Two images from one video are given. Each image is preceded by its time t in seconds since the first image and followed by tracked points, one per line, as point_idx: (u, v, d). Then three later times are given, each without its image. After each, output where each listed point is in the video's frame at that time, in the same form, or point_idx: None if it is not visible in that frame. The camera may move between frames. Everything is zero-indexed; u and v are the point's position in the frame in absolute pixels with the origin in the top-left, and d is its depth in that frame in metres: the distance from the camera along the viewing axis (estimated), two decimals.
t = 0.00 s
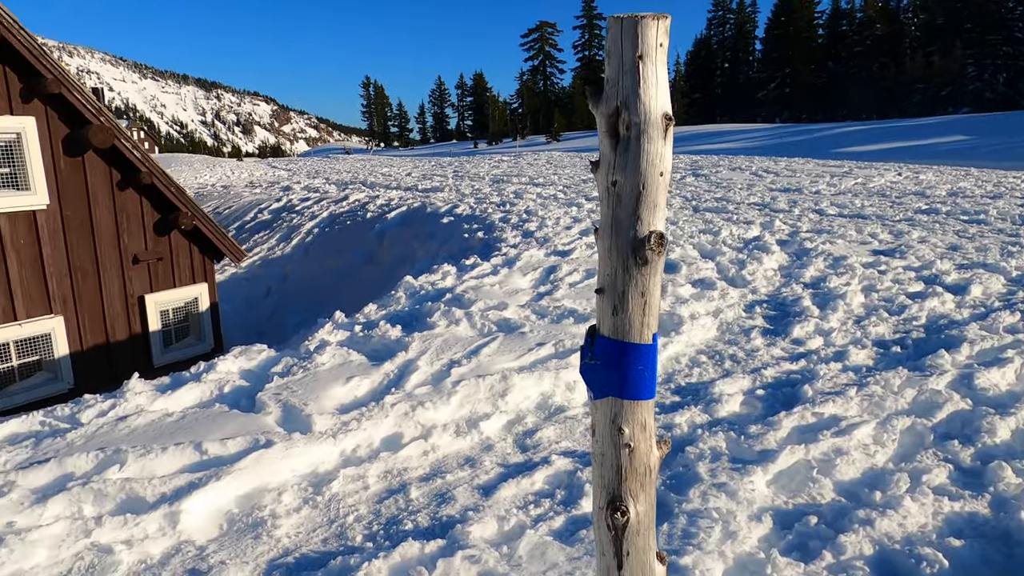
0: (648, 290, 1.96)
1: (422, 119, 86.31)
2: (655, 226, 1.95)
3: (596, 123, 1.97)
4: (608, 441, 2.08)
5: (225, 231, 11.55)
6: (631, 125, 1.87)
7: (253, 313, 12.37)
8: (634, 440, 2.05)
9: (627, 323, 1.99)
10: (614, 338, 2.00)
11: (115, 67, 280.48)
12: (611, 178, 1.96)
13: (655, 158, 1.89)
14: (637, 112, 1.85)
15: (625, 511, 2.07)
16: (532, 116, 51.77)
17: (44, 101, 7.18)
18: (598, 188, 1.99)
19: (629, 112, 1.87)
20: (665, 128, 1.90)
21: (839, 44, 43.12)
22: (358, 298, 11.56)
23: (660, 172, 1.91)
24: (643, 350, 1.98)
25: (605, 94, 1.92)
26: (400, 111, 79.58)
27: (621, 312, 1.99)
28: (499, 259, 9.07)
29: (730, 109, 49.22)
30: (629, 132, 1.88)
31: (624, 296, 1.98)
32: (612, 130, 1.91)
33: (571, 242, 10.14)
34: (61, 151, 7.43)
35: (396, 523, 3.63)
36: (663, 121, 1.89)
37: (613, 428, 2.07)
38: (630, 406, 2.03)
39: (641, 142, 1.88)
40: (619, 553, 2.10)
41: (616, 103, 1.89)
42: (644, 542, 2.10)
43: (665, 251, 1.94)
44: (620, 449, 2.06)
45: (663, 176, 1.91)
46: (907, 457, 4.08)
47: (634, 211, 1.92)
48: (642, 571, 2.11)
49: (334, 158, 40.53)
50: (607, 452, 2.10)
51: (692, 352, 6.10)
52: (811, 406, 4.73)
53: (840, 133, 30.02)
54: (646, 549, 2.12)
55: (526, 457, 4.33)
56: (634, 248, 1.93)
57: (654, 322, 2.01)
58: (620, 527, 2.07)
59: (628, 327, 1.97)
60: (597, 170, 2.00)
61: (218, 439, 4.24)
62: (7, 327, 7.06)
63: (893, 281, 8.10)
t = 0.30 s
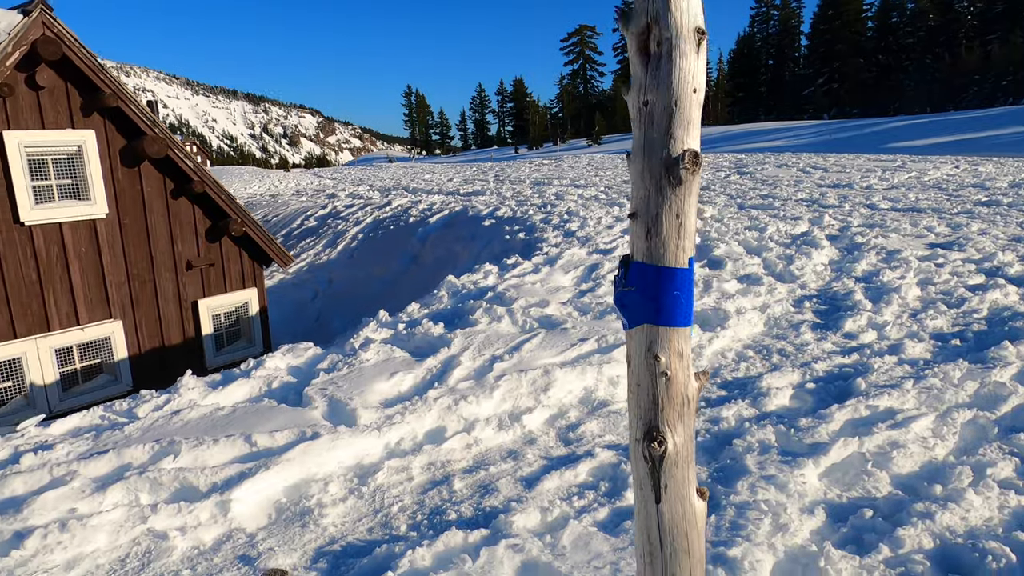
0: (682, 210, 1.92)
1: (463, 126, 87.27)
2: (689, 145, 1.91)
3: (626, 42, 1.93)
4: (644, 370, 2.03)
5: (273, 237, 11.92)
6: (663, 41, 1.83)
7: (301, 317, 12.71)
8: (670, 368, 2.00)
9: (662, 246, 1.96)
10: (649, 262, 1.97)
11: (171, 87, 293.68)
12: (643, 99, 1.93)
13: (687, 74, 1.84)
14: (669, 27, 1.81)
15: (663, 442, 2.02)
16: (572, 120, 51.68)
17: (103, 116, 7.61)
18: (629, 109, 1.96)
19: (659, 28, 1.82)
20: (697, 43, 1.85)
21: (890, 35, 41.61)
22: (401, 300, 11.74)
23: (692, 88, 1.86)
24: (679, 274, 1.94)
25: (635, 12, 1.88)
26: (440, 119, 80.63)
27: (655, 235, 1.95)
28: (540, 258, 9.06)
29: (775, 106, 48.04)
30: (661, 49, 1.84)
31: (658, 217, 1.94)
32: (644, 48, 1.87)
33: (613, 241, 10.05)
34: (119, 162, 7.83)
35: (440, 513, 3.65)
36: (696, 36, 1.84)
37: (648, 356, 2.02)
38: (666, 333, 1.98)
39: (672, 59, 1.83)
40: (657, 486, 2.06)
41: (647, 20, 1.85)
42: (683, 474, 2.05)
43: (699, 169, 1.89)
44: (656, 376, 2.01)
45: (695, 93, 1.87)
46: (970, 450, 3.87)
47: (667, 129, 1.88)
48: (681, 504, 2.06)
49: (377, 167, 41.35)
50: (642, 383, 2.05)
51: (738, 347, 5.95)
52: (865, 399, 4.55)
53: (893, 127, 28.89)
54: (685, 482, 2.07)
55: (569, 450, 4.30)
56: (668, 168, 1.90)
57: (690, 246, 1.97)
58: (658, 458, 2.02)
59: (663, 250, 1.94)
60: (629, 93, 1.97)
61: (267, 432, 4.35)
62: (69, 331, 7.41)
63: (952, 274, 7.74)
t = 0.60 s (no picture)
0: (741, 118, 1.86)
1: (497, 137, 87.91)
2: (748, 51, 1.84)
3: None
4: (701, 291, 1.98)
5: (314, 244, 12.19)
6: None
7: (341, 322, 12.95)
8: (729, 288, 1.94)
9: (719, 159, 1.89)
10: (706, 176, 1.91)
11: (217, 104, 304.27)
12: (698, 6, 1.87)
13: None
14: None
15: (721, 364, 1.97)
16: (607, 128, 51.50)
17: (152, 126, 7.91)
18: (684, 18, 1.90)
19: None
20: None
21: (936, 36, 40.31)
22: (439, 305, 11.86)
23: None
24: (738, 186, 1.88)
25: None
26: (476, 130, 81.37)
27: (713, 147, 1.89)
28: (577, 262, 9.01)
29: (816, 109, 46.96)
30: None
31: (716, 127, 1.87)
32: None
33: (651, 244, 9.93)
34: (167, 172, 8.12)
35: (479, 507, 3.63)
36: None
37: (705, 276, 1.97)
38: (724, 249, 1.92)
39: None
40: (715, 413, 2.01)
41: None
42: (742, 400, 1.99)
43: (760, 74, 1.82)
44: (713, 297, 1.95)
45: None
46: None
47: (724, 35, 1.82)
48: (741, 432, 2.00)
49: (414, 178, 41.93)
50: (699, 306, 1.99)
51: (782, 347, 5.79)
52: (917, 398, 4.36)
53: (941, 129, 27.92)
54: (744, 409, 2.01)
55: (608, 447, 4.24)
56: (726, 74, 1.83)
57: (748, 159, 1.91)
58: (716, 381, 1.97)
59: (721, 161, 1.87)
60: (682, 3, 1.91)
61: (308, 426, 4.42)
62: (118, 335, 7.72)
63: (1008, 274, 7.39)
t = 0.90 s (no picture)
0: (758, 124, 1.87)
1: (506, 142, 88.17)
2: (765, 57, 1.85)
3: None
4: (717, 292, 1.98)
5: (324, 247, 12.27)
6: None
7: (350, 325, 13.01)
8: (746, 289, 1.94)
9: (736, 165, 1.90)
10: (724, 180, 1.91)
11: (228, 108, 307.01)
12: (716, 12, 1.87)
13: None
14: None
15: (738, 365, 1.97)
16: (617, 133, 51.51)
17: (165, 130, 8.01)
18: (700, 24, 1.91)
19: None
20: None
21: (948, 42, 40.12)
22: (447, 309, 11.91)
23: None
24: (755, 190, 1.89)
25: None
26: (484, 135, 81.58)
27: (730, 152, 1.90)
28: (586, 266, 9.02)
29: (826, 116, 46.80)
30: None
31: (733, 133, 1.88)
32: None
33: (660, 249, 9.93)
34: (179, 175, 8.22)
35: (488, 510, 3.64)
36: None
37: (722, 277, 1.96)
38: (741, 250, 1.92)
39: None
40: (730, 413, 2.01)
41: None
42: (758, 400, 1.99)
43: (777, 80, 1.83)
44: (730, 298, 1.95)
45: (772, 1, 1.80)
46: None
47: (742, 42, 1.82)
48: (756, 431, 2.00)
49: (422, 182, 42.03)
50: (715, 306, 1.99)
51: (792, 353, 5.77)
52: (928, 406, 4.33)
53: (953, 137, 27.75)
54: (759, 409, 2.01)
55: (617, 452, 4.24)
56: (743, 79, 1.84)
57: (765, 163, 1.92)
58: (732, 382, 1.97)
59: (739, 166, 1.88)
60: (699, 9, 1.91)
61: (318, 428, 4.44)
62: (129, 336, 7.80)
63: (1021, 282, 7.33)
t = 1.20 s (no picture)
0: (760, 229, 1.98)
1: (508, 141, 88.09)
2: (767, 166, 1.98)
3: (706, 67, 2.04)
4: (720, 384, 2.10)
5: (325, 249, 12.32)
6: (743, 65, 1.93)
7: (351, 326, 13.04)
8: (746, 382, 2.06)
9: (739, 263, 2.02)
10: (726, 278, 2.04)
11: (231, 104, 306.87)
12: (722, 121, 2.02)
13: (767, 96, 1.92)
14: (749, 52, 1.90)
15: (738, 454, 2.08)
16: (619, 134, 51.44)
17: (169, 131, 8.05)
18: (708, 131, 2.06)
19: (740, 53, 1.92)
20: (776, 67, 1.92)
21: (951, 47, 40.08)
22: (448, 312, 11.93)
23: (772, 110, 1.94)
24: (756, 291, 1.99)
25: (715, 40, 1.99)
26: (487, 133, 81.48)
27: (733, 253, 2.02)
28: (587, 272, 9.04)
29: (829, 119, 46.74)
30: (741, 73, 1.93)
31: (736, 235, 2.01)
32: (723, 72, 1.97)
33: (661, 256, 9.95)
34: (183, 175, 8.25)
35: (489, 524, 3.68)
36: (776, 61, 1.92)
37: (724, 369, 2.09)
38: (743, 346, 2.04)
39: (752, 82, 1.91)
40: (731, 498, 2.10)
41: (727, 46, 1.95)
42: (758, 487, 2.08)
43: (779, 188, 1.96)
44: (731, 390, 2.07)
45: (775, 114, 1.94)
46: None
47: (746, 151, 1.96)
48: (755, 517, 2.09)
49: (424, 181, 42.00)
50: (718, 396, 2.12)
51: (792, 365, 5.80)
52: (926, 422, 4.37)
53: (955, 141, 27.75)
54: (759, 495, 2.10)
55: (617, 465, 4.27)
56: (746, 187, 1.97)
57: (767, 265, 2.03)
58: (733, 470, 2.08)
59: (741, 266, 2.00)
60: (708, 115, 2.06)
61: (320, 438, 4.48)
62: (131, 336, 7.83)
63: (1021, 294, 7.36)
